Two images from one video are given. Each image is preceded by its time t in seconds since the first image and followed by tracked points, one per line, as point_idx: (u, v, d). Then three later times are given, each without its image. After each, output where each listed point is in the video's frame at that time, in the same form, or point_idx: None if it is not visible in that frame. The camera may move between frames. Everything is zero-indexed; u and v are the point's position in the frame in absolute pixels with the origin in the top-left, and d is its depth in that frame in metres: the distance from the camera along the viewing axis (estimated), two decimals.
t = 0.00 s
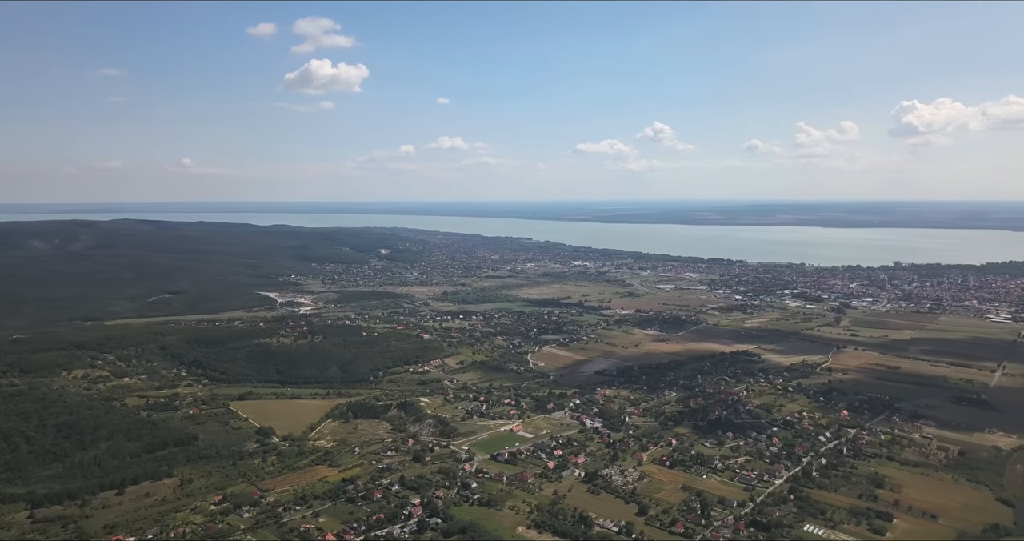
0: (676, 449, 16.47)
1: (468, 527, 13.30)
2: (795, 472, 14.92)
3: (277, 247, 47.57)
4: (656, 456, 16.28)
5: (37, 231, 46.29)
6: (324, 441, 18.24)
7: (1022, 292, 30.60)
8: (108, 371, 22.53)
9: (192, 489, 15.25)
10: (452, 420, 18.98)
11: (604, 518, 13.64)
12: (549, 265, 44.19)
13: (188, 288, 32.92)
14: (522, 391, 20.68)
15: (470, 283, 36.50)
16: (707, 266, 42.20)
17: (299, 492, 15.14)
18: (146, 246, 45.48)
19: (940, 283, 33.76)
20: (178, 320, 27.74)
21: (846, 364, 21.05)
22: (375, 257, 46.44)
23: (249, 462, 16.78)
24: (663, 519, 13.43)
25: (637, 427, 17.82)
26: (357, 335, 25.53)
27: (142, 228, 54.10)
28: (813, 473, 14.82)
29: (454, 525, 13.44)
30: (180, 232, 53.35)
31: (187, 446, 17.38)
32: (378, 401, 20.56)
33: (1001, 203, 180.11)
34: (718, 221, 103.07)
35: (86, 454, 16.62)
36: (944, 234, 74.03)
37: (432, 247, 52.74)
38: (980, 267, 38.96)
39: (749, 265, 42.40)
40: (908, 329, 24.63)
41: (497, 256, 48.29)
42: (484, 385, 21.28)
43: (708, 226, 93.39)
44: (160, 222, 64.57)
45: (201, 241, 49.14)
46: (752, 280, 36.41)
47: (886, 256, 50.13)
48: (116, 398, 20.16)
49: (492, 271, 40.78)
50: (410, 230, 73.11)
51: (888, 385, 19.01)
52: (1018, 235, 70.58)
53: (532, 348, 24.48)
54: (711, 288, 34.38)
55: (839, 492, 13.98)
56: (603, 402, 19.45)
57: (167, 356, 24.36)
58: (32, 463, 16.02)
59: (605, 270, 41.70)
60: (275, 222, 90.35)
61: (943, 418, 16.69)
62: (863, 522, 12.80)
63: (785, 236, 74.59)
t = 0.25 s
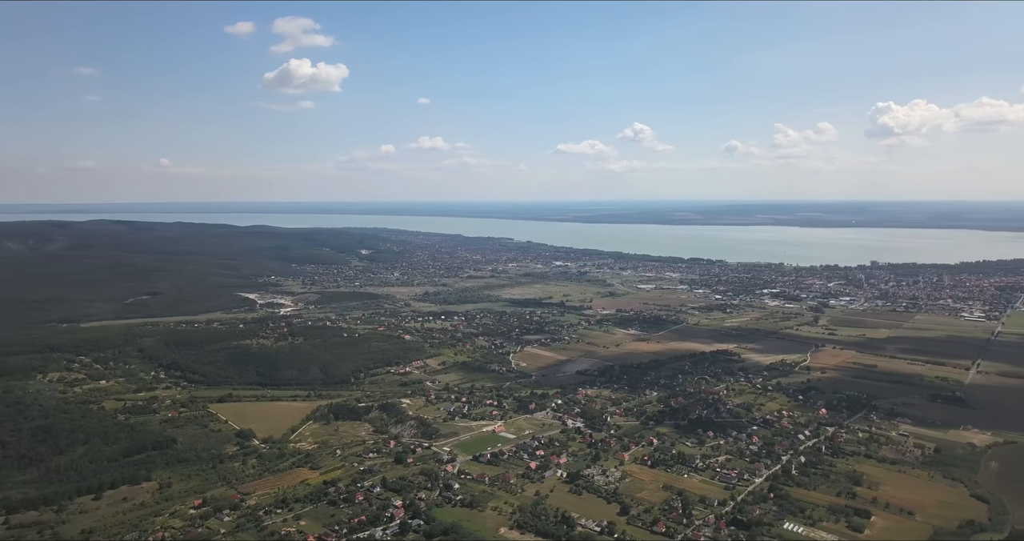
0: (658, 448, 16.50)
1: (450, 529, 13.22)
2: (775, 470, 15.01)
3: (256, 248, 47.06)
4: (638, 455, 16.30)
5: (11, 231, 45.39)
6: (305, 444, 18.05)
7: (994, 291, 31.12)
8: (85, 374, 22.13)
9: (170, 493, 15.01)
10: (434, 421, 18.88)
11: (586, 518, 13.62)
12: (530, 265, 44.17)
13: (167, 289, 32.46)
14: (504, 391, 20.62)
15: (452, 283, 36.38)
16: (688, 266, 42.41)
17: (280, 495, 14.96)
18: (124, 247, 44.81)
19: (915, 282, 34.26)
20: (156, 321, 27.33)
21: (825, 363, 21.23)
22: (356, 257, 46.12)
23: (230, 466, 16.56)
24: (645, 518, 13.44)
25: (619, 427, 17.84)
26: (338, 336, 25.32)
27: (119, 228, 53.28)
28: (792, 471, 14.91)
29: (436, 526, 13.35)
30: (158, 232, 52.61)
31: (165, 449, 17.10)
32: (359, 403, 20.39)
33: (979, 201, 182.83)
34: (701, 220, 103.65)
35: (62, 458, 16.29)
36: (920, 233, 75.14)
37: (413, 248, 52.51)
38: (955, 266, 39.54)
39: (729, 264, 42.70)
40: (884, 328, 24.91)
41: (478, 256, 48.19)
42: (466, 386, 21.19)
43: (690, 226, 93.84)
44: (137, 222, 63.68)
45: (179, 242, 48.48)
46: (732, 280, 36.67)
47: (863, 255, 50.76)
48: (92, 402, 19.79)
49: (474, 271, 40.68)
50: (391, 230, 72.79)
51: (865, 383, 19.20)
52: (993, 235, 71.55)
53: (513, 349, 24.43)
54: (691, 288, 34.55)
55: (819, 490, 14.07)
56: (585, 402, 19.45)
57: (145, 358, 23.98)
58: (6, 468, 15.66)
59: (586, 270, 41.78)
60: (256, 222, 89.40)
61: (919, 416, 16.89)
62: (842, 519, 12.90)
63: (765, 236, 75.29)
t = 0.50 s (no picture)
0: (640, 447, 16.57)
1: (434, 530, 13.19)
2: (756, 468, 15.13)
3: (238, 249, 46.68)
4: (621, 454, 16.36)
5: None
6: (289, 445, 17.94)
7: (969, 289, 31.60)
8: (64, 377, 21.82)
9: (152, 496, 14.85)
10: (418, 422, 18.84)
11: (570, 518, 13.65)
12: (514, 265, 44.22)
13: (147, 290, 32.12)
14: (488, 391, 20.61)
15: (435, 283, 36.33)
16: (671, 266, 42.63)
17: (262, 497, 14.85)
18: (103, 248, 44.27)
19: (893, 281, 34.71)
20: (136, 323, 27.03)
21: (804, 361, 21.44)
22: (339, 258, 45.88)
23: (212, 468, 16.40)
24: (628, 517, 13.49)
25: (602, 426, 17.89)
26: (321, 337, 25.19)
27: (98, 229, 52.63)
28: (773, 468, 15.04)
29: (420, 527, 13.32)
30: (138, 233, 52.02)
31: (147, 452, 16.91)
32: (343, 404, 20.29)
33: (959, 201, 185.37)
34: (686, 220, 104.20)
35: (41, 463, 16.05)
36: (899, 233, 76.15)
37: (396, 248, 52.38)
38: (932, 265, 40.09)
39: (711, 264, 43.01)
40: (863, 326, 25.20)
41: (462, 256, 48.16)
42: (450, 386, 21.16)
43: (675, 226, 94.33)
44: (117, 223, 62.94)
45: (160, 242, 47.97)
46: (714, 279, 36.94)
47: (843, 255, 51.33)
48: (72, 404, 19.52)
49: (457, 272, 40.66)
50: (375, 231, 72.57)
51: (844, 381, 19.41)
52: (970, 233, 72.61)
53: (497, 349, 24.43)
54: (673, 288, 34.75)
55: (798, 487, 14.21)
56: (568, 401, 19.49)
57: (125, 360, 23.70)
58: None
59: (569, 270, 41.90)
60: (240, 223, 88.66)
61: (897, 413, 17.10)
62: (821, 516, 13.03)
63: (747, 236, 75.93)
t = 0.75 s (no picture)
0: (626, 447, 16.55)
1: (420, 532, 13.09)
2: (741, 468, 15.15)
3: (223, 249, 46.27)
4: (607, 455, 16.33)
5: None
6: (273, 448, 17.75)
7: (951, 289, 31.92)
8: (45, 380, 21.48)
9: (134, 500, 14.62)
10: (404, 423, 18.71)
11: (556, 519, 13.59)
12: (500, 266, 44.17)
13: (130, 292, 31.73)
14: (474, 392, 20.51)
15: (421, 284, 36.19)
16: (656, 266, 42.73)
17: (247, 500, 14.67)
18: (85, 249, 43.72)
19: (876, 281, 34.99)
20: (119, 325, 26.69)
21: (789, 361, 21.53)
22: (324, 258, 45.60)
23: (196, 471, 16.19)
24: (614, 518, 13.45)
25: (588, 426, 17.86)
26: (306, 338, 24.99)
27: (80, 230, 51.99)
28: (758, 468, 15.07)
29: (406, 530, 13.20)
30: (120, 234, 51.43)
31: (129, 456, 16.66)
32: (328, 406, 20.12)
33: (942, 202, 187.35)
34: (672, 221, 104.67)
35: (20, 467, 15.76)
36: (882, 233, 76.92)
37: (381, 248, 52.17)
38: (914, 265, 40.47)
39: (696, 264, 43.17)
40: (846, 326, 25.37)
41: (448, 257, 48.04)
42: (436, 387, 21.05)
43: (662, 226, 94.70)
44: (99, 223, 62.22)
45: (142, 243, 47.45)
46: (699, 279, 37.07)
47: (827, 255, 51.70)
48: (53, 408, 19.20)
49: (443, 272, 40.54)
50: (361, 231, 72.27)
51: (829, 380, 19.51)
52: (952, 233, 73.41)
53: (483, 349, 24.35)
54: (659, 288, 34.83)
55: (783, 487, 14.24)
56: (555, 402, 19.45)
57: (108, 363, 23.37)
58: None
59: (555, 270, 41.90)
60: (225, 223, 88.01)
61: (880, 412, 17.20)
62: (806, 515, 13.07)
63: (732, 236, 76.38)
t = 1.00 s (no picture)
0: (613, 447, 16.54)
1: (407, 534, 13.00)
2: (727, 467, 15.18)
3: (207, 250, 45.87)
4: (594, 455, 16.31)
5: None
6: (259, 450, 17.57)
7: (933, 288, 32.24)
8: (26, 383, 21.15)
9: (117, 504, 14.42)
10: (390, 425, 18.59)
11: (543, 519, 13.55)
12: (486, 266, 44.10)
13: (112, 293, 31.36)
14: (460, 393, 20.43)
15: (407, 284, 36.05)
16: (642, 266, 42.83)
17: (232, 503, 14.51)
18: (67, 250, 43.16)
19: (859, 280, 35.26)
20: (102, 327, 26.35)
21: (774, 360, 21.63)
22: (310, 259, 45.31)
23: (180, 474, 15.99)
24: (601, 518, 13.42)
25: (575, 427, 17.84)
26: (291, 340, 24.80)
27: (61, 230, 51.36)
28: (744, 468, 15.10)
29: (392, 532, 13.11)
30: (102, 234, 50.83)
31: (112, 459, 16.42)
32: (313, 408, 19.96)
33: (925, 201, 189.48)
34: (659, 220, 105.05)
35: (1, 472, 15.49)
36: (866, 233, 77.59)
37: (367, 249, 51.94)
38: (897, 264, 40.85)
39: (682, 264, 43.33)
40: (830, 325, 25.53)
41: (434, 257, 47.92)
42: (422, 388, 20.95)
43: (648, 226, 95.01)
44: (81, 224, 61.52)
45: (125, 244, 46.93)
46: (684, 279, 37.19)
47: (812, 254, 52.02)
48: (33, 411, 18.90)
49: (429, 272, 40.41)
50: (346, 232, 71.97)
51: (813, 380, 19.61)
52: (935, 233, 74.22)
53: (470, 350, 24.27)
54: (644, 288, 34.91)
55: (769, 486, 14.28)
56: (541, 402, 19.41)
57: (90, 365, 23.06)
58: None
59: (541, 270, 41.88)
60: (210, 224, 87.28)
61: (864, 411, 17.30)
62: (791, 514, 13.11)
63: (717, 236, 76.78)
